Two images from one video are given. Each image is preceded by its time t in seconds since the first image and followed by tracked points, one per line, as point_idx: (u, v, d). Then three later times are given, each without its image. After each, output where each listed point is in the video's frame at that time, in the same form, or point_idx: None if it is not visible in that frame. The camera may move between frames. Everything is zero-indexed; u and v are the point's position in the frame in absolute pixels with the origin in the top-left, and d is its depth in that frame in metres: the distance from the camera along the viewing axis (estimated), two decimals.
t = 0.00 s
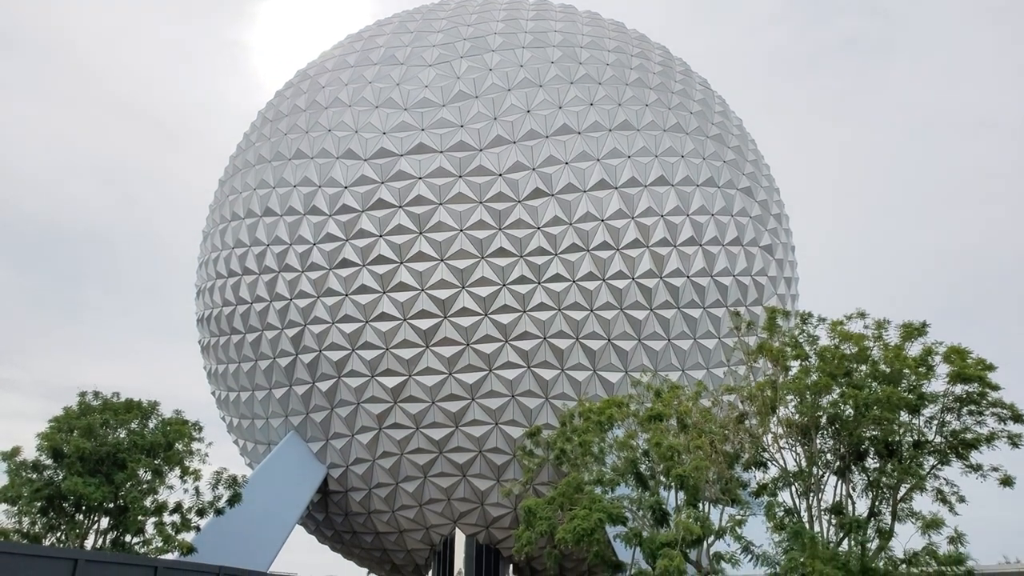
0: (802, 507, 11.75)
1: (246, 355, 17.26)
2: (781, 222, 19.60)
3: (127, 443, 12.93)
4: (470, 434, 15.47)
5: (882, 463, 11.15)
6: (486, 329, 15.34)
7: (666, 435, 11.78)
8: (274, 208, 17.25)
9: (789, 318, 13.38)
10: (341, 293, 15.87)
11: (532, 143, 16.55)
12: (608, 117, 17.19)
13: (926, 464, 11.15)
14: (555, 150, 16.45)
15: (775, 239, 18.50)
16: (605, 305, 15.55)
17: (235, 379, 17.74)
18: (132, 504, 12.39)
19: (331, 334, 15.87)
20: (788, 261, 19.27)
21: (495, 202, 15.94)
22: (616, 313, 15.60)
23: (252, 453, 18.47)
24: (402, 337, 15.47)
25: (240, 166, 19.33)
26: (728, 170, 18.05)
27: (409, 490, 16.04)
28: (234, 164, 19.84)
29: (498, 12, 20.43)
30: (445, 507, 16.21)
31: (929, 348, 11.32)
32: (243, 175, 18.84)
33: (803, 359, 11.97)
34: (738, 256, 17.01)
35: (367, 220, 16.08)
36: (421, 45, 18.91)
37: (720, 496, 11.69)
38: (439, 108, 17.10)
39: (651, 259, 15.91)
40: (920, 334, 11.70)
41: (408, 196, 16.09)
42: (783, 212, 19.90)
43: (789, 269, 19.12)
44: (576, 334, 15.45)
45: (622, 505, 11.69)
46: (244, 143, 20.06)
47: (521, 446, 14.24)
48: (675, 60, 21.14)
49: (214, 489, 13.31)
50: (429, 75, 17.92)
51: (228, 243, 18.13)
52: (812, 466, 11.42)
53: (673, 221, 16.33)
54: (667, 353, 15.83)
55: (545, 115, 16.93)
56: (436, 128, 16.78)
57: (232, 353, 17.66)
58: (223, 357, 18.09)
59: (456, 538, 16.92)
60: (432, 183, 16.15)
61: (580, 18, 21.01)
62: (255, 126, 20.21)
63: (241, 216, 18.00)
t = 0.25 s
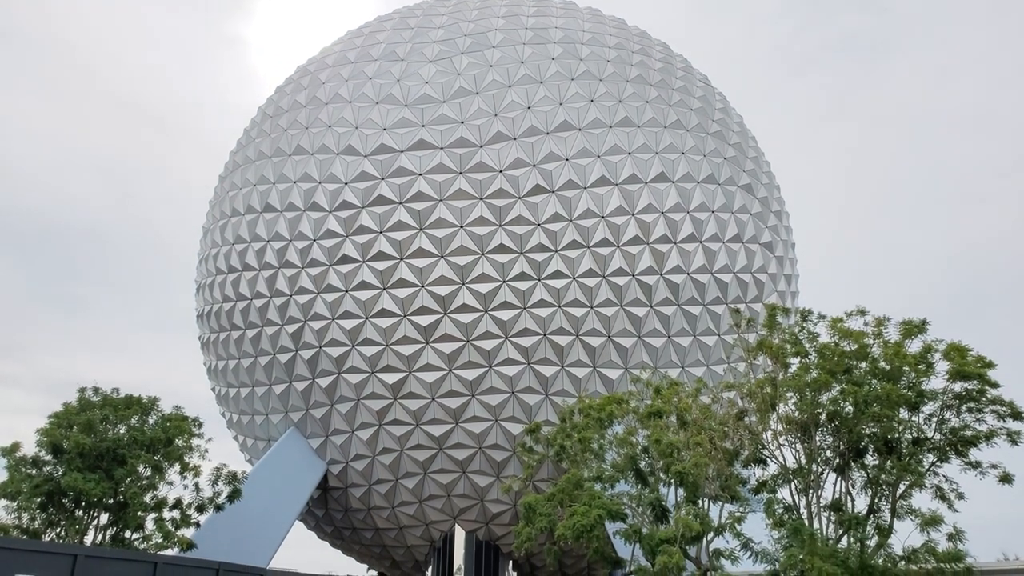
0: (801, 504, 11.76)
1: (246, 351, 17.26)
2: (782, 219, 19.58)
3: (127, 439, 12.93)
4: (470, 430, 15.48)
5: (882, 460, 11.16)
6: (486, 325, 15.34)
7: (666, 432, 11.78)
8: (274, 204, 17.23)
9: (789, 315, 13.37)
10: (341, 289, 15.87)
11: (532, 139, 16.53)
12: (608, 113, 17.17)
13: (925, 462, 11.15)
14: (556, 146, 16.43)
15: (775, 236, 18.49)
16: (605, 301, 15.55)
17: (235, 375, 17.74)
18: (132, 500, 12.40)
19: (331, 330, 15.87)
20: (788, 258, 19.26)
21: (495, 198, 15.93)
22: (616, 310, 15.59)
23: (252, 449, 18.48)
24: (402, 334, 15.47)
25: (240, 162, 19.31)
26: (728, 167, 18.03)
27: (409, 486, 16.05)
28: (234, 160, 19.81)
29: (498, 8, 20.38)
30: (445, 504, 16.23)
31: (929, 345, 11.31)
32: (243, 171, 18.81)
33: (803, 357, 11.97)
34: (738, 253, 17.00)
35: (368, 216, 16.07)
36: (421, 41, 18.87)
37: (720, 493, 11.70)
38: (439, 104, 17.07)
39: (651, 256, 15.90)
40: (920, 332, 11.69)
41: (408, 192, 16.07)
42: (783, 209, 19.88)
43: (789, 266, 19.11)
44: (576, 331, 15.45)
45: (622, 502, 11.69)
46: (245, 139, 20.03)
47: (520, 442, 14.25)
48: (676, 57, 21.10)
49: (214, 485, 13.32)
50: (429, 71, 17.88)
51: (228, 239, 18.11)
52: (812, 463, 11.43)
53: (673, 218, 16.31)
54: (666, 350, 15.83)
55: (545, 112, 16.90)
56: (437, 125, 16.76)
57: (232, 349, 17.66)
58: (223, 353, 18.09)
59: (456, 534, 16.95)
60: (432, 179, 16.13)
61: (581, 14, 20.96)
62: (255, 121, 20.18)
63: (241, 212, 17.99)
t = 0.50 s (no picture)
0: (801, 501, 11.78)
1: (246, 348, 17.26)
2: (782, 216, 19.58)
3: (127, 437, 12.94)
4: (470, 428, 15.49)
5: (881, 457, 11.17)
6: (486, 323, 15.34)
7: (666, 429, 11.79)
8: (274, 201, 17.22)
9: (789, 312, 13.36)
10: (341, 287, 15.87)
11: (532, 136, 16.51)
12: (608, 110, 17.15)
13: (925, 458, 11.17)
14: (556, 143, 16.41)
15: (775, 234, 18.49)
16: (605, 298, 15.55)
17: (235, 372, 17.74)
18: (132, 498, 12.41)
19: (331, 327, 15.87)
20: (788, 256, 19.26)
21: (495, 195, 15.92)
22: (615, 307, 15.59)
23: (252, 446, 18.48)
24: (402, 331, 15.47)
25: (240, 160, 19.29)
26: (728, 164, 18.02)
27: (409, 483, 16.06)
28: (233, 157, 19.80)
29: (498, 5, 20.34)
30: (445, 501, 16.24)
31: (929, 342, 11.31)
32: (243, 168, 18.79)
33: (803, 354, 11.97)
34: (738, 250, 17.00)
35: (367, 214, 16.06)
36: (421, 38, 18.84)
37: (720, 489, 11.72)
38: (439, 101, 17.05)
39: (651, 253, 15.90)
40: (920, 329, 11.69)
41: (408, 189, 16.06)
42: (783, 207, 19.87)
43: (788, 263, 19.10)
44: (576, 328, 15.45)
45: (622, 499, 11.70)
46: (244, 136, 20.01)
47: (520, 440, 14.25)
48: (676, 54, 21.07)
49: (213, 483, 13.33)
50: (429, 68, 17.86)
51: (228, 236, 18.10)
52: (811, 460, 11.45)
53: (673, 215, 16.31)
54: (666, 347, 15.84)
55: (545, 109, 16.88)
56: (436, 122, 16.74)
57: (232, 346, 17.66)
58: (223, 350, 18.09)
59: (456, 531, 16.91)
60: (432, 176, 16.12)
61: (581, 11, 20.93)
62: (255, 118, 20.16)
63: (241, 210, 17.97)
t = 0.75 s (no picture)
0: (800, 498, 11.79)
1: (246, 346, 17.24)
2: (781, 213, 19.58)
3: (126, 435, 12.93)
4: (470, 425, 15.49)
5: (881, 454, 11.17)
6: (486, 320, 15.33)
7: (666, 426, 11.79)
8: (274, 199, 17.20)
9: (789, 310, 13.36)
10: (341, 284, 15.86)
11: (532, 134, 16.50)
12: (608, 108, 17.14)
13: (924, 456, 11.17)
14: (556, 141, 16.40)
15: (775, 231, 18.48)
16: (605, 296, 15.54)
17: (235, 370, 17.73)
18: (132, 495, 12.41)
19: (331, 325, 15.86)
20: (788, 253, 19.26)
21: (495, 193, 15.90)
22: (615, 305, 15.59)
23: (252, 443, 18.48)
24: (402, 328, 15.46)
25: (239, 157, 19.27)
26: (728, 162, 18.02)
27: (409, 481, 16.06)
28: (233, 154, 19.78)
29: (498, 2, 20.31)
30: (445, 498, 16.24)
31: (928, 339, 11.31)
32: (242, 165, 18.77)
33: (803, 351, 11.97)
34: (738, 248, 17.00)
35: (367, 211, 16.05)
36: (420, 35, 18.81)
37: (720, 487, 11.74)
38: (439, 99, 17.03)
39: (651, 250, 15.89)
40: (919, 326, 11.69)
41: (408, 187, 16.05)
42: (783, 204, 19.87)
43: (788, 261, 19.10)
44: (575, 326, 15.44)
45: (622, 496, 11.71)
46: (244, 133, 19.99)
47: (520, 437, 14.25)
48: (676, 51, 21.05)
49: (213, 480, 13.34)
50: (429, 65, 17.84)
51: (227, 233, 18.08)
52: (811, 457, 11.46)
53: (673, 213, 16.30)
54: (666, 345, 15.83)
55: (545, 106, 16.87)
56: (436, 119, 16.72)
57: (232, 344, 17.65)
58: (223, 348, 18.08)
59: (456, 529, 16.88)
60: (432, 174, 16.11)
61: (581, 8, 20.91)
62: (254, 116, 20.13)
63: (240, 207, 17.95)
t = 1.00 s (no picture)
0: (799, 495, 11.83)
1: (246, 344, 17.28)
2: (780, 211, 19.62)
3: (127, 433, 12.97)
4: (470, 423, 15.53)
5: (879, 452, 11.22)
6: (485, 318, 15.37)
7: (666, 424, 11.83)
8: (274, 197, 17.23)
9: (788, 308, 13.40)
10: (341, 283, 15.89)
11: (532, 132, 16.52)
12: (607, 106, 17.16)
13: (923, 453, 11.21)
14: (555, 139, 16.42)
15: (774, 229, 18.52)
16: (605, 294, 15.58)
17: (235, 368, 17.77)
18: (132, 493, 12.44)
19: (331, 323, 15.90)
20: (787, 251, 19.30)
21: (494, 191, 15.93)
22: (615, 303, 15.62)
23: (252, 441, 18.52)
24: (402, 326, 15.50)
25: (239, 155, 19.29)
26: (727, 160, 18.05)
27: (409, 478, 16.10)
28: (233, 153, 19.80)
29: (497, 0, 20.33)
30: (445, 496, 16.29)
31: (927, 337, 11.35)
32: (242, 164, 18.79)
33: (802, 349, 12.01)
34: (737, 246, 17.03)
35: (367, 209, 16.08)
36: (420, 34, 18.83)
37: (719, 484, 11.80)
38: (439, 97, 17.05)
39: (650, 248, 15.93)
40: (917, 324, 11.73)
41: (408, 185, 16.08)
42: (782, 203, 19.90)
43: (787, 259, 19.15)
44: (575, 324, 15.48)
45: (621, 493, 11.75)
46: (244, 132, 20.01)
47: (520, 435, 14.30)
48: (675, 50, 21.08)
49: (214, 478, 13.38)
50: (429, 64, 17.85)
51: (228, 232, 18.11)
52: (810, 455, 11.51)
53: (672, 211, 16.33)
54: (666, 343, 15.87)
55: (545, 105, 16.89)
56: (436, 118, 16.75)
57: (232, 342, 17.68)
58: (223, 346, 18.11)
59: (456, 527, 16.93)
60: (432, 172, 16.14)
61: (580, 7, 20.93)
62: (254, 114, 20.15)
63: (240, 206, 17.98)
